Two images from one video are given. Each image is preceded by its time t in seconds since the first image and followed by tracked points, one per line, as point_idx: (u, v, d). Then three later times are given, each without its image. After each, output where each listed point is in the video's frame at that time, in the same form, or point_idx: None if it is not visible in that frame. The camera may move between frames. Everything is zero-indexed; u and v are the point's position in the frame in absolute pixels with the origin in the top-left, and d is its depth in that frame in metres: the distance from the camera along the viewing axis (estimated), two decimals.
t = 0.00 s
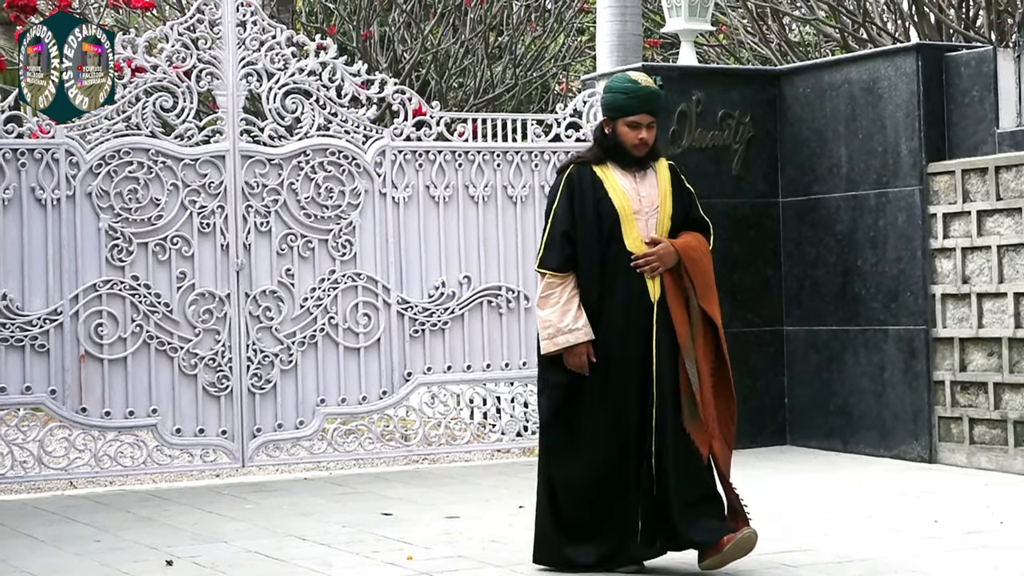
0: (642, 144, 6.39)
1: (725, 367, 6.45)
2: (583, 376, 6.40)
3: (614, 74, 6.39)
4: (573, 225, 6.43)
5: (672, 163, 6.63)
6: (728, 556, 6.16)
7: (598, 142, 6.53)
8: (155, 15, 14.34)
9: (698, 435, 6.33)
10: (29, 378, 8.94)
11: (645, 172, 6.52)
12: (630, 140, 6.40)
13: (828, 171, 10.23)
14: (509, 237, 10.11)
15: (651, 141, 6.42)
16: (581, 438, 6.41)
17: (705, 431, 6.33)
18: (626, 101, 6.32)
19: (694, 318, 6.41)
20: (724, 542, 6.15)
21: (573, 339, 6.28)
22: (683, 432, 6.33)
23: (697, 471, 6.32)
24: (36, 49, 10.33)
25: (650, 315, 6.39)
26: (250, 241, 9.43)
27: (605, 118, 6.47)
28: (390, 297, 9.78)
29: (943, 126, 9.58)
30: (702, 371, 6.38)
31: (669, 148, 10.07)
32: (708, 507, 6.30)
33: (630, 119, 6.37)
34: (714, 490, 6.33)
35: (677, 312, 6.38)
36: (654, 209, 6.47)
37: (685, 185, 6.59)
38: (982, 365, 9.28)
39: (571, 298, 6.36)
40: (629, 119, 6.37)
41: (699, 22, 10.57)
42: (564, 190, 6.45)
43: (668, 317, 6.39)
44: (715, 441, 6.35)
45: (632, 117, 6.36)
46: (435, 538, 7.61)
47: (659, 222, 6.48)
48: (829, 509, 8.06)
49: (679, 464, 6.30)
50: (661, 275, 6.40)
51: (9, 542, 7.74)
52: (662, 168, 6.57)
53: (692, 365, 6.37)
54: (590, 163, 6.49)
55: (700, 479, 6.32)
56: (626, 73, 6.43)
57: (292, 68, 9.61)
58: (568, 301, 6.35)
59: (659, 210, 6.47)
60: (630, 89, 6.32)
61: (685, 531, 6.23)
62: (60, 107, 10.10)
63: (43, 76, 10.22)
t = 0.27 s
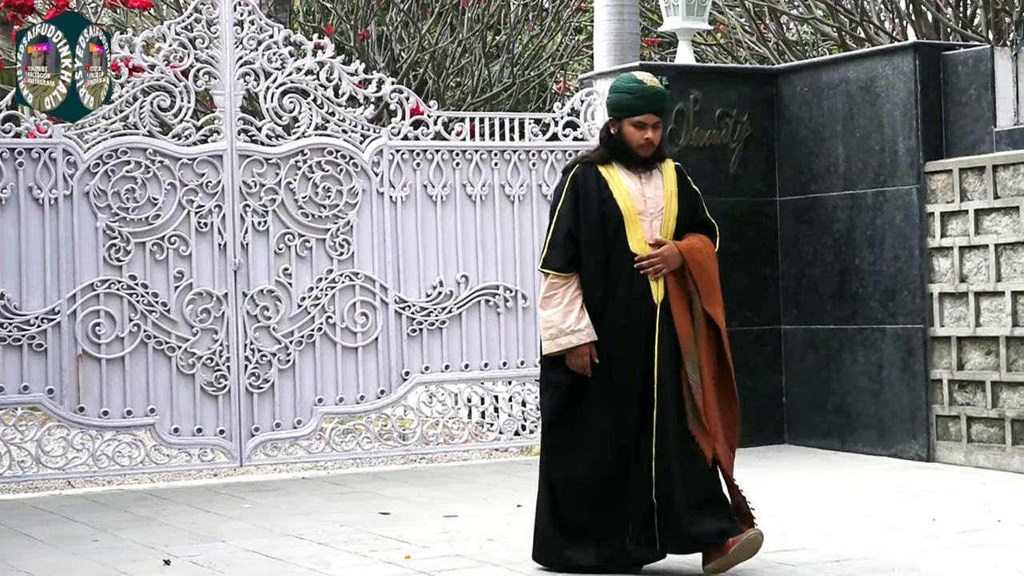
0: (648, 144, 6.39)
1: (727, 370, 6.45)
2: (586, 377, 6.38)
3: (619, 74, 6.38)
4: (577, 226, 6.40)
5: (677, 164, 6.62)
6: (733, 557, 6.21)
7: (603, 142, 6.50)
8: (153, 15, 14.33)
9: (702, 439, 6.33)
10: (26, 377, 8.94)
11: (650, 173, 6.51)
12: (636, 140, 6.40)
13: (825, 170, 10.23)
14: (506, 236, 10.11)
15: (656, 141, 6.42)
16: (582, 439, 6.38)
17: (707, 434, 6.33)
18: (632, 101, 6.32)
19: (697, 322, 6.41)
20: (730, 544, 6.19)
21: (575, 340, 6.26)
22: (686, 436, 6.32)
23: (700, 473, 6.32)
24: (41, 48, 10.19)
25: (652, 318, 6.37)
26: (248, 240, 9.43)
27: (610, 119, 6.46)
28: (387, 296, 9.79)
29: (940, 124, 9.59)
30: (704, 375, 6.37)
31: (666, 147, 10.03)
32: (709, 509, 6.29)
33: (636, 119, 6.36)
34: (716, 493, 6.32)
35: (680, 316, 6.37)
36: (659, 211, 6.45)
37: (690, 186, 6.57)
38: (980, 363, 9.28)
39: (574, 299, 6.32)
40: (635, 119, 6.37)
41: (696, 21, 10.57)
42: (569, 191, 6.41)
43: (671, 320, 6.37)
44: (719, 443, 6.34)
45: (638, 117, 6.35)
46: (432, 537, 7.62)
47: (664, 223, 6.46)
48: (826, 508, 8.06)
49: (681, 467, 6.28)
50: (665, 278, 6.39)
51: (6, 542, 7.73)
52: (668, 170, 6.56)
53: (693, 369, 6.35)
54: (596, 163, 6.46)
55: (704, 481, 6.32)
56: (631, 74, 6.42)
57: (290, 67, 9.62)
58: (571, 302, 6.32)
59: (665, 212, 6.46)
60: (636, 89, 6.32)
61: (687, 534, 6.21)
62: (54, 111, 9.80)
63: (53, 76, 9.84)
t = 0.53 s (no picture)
0: (659, 144, 6.32)
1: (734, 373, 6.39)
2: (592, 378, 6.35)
3: (632, 73, 6.32)
4: (586, 225, 6.38)
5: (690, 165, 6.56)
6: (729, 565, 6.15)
7: (615, 141, 6.45)
8: (148, 14, 14.34)
9: (710, 445, 6.24)
10: (22, 376, 8.92)
11: (661, 173, 6.45)
12: (647, 140, 6.34)
13: (821, 168, 10.24)
14: (502, 234, 10.10)
15: (667, 141, 6.36)
16: (587, 439, 6.36)
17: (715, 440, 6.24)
18: (644, 101, 6.26)
19: (705, 326, 6.34)
20: (727, 554, 6.16)
21: (580, 341, 6.25)
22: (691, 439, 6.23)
23: (706, 479, 6.23)
24: (51, 47, 9.12)
25: (659, 321, 6.31)
26: (243, 238, 9.43)
27: (622, 118, 6.40)
28: (383, 293, 9.78)
29: (936, 122, 9.59)
30: (709, 380, 6.31)
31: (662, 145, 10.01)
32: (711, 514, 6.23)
33: (647, 119, 6.30)
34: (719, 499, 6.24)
35: (687, 319, 6.30)
36: (668, 212, 6.39)
37: (702, 189, 6.51)
38: (976, 360, 9.29)
39: (580, 300, 6.31)
40: (646, 118, 6.30)
41: (691, 19, 10.57)
42: (577, 190, 6.40)
43: (677, 321, 6.31)
44: (724, 449, 6.27)
45: (649, 117, 6.29)
46: (428, 535, 7.62)
47: (673, 224, 6.40)
48: (822, 505, 8.07)
49: (685, 472, 6.19)
50: (673, 279, 6.33)
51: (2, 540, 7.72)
52: (680, 170, 6.50)
53: (699, 375, 6.28)
54: (606, 162, 6.41)
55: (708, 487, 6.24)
56: (643, 73, 6.36)
57: (285, 65, 9.61)
58: (576, 303, 6.31)
59: (674, 213, 6.40)
60: (647, 88, 6.25)
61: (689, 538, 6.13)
62: (69, 111, 9.16)
63: (69, 76, 9.14)
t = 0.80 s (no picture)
0: (674, 140, 6.26)
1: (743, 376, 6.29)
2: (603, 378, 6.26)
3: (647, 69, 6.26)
4: (599, 222, 6.29)
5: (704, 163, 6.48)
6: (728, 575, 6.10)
7: (629, 137, 6.35)
8: (144, 13, 14.33)
9: (713, 448, 6.15)
10: (17, 375, 8.92)
11: (675, 171, 6.34)
12: (662, 136, 6.27)
13: (816, 166, 10.24)
14: (497, 233, 10.10)
15: (683, 138, 6.30)
16: (596, 440, 6.27)
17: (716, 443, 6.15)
18: (660, 96, 6.19)
19: (715, 325, 6.22)
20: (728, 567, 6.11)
21: (588, 339, 6.16)
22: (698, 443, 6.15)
23: (709, 483, 6.14)
24: (59, 46, 9.27)
25: (671, 320, 6.20)
26: (238, 237, 9.42)
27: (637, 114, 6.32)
28: (378, 292, 9.78)
29: (931, 120, 9.60)
30: (718, 381, 6.20)
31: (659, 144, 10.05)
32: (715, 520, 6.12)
33: (662, 115, 6.24)
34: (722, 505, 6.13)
35: (698, 318, 6.19)
36: (682, 210, 6.29)
37: (718, 188, 6.41)
38: (971, 358, 9.29)
39: (590, 298, 6.22)
40: (661, 115, 6.25)
41: (687, 17, 10.57)
42: (591, 186, 6.31)
43: (688, 321, 6.20)
44: (728, 451, 6.17)
45: (664, 113, 6.23)
46: (424, 533, 7.62)
47: (687, 223, 6.29)
48: (818, 503, 8.07)
49: (687, 475, 6.10)
50: (686, 278, 6.22)
51: None
52: (695, 168, 6.40)
53: (708, 375, 6.17)
54: (620, 159, 6.33)
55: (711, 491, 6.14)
56: (660, 69, 6.31)
57: (280, 64, 9.60)
58: (586, 301, 6.22)
59: (689, 211, 6.29)
60: (663, 84, 6.19)
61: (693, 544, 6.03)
62: (76, 111, 9.21)
63: (77, 76, 9.24)
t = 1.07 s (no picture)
0: (685, 138, 6.19)
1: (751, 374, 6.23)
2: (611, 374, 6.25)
3: (659, 65, 6.18)
4: (609, 218, 6.25)
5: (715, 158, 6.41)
6: None
7: (640, 134, 6.32)
8: (139, 11, 14.33)
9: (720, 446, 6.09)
10: (12, 373, 8.92)
11: (686, 167, 6.29)
12: (673, 133, 6.20)
13: (812, 164, 10.24)
14: (493, 231, 10.10)
15: (694, 135, 6.22)
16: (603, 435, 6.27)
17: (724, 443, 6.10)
18: (672, 93, 6.11)
19: (724, 322, 6.17)
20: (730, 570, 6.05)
21: (596, 336, 6.14)
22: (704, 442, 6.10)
23: (714, 482, 6.09)
24: (64, 45, 9.55)
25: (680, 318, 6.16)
26: (234, 236, 9.42)
27: (648, 110, 6.26)
28: (374, 290, 9.78)
29: (927, 118, 9.60)
30: (727, 378, 6.14)
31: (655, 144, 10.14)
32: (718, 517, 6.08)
33: (673, 112, 6.16)
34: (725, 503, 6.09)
35: (707, 315, 6.14)
36: (692, 207, 6.24)
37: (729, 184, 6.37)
38: (966, 356, 9.29)
39: (598, 295, 6.20)
40: (672, 112, 6.17)
41: (682, 15, 10.57)
42: (601, 180, 6.26)
43: (698, 317, 6.15)
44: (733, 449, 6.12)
45: (675, 110, 6.15)
46: (420, 531, 7.62)
47: (697, 220, 6.25)
48: (813, 501, 8.07)
49: (691, 472, 6.06)
50: (695, 275, 6.17)
51: None
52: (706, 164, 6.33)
53: (718, 371, 6.10)
54: (630, 155, 6.28)
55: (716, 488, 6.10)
56: (672, 65, 6.22)
57: (276, 62, 9.60)
58: (595, 298, 6.19)
59: (698, 208, 6.25)
60: (676, 81, 6.11)
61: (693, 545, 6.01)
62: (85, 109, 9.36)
63: (86, 76, 9.43)
